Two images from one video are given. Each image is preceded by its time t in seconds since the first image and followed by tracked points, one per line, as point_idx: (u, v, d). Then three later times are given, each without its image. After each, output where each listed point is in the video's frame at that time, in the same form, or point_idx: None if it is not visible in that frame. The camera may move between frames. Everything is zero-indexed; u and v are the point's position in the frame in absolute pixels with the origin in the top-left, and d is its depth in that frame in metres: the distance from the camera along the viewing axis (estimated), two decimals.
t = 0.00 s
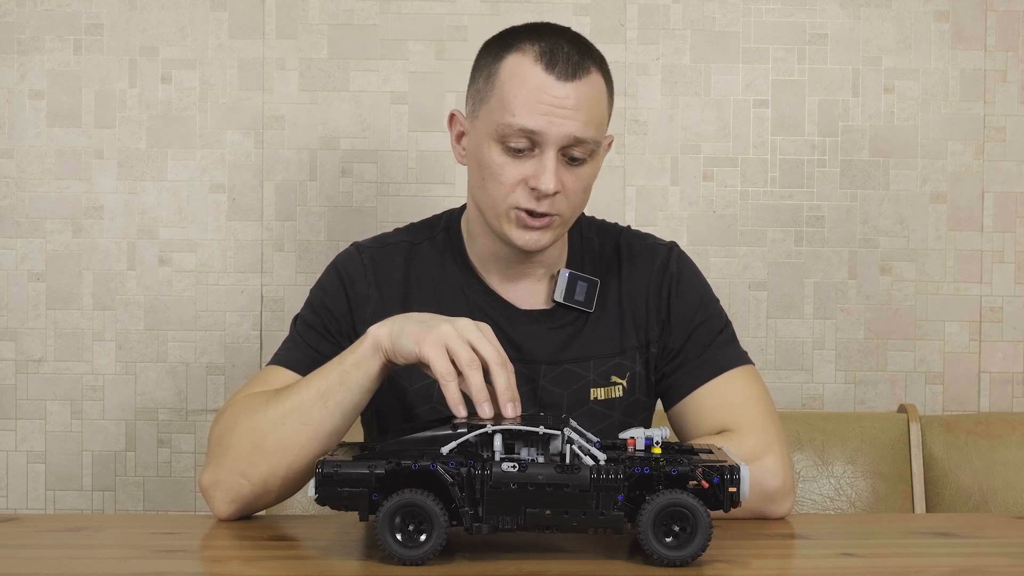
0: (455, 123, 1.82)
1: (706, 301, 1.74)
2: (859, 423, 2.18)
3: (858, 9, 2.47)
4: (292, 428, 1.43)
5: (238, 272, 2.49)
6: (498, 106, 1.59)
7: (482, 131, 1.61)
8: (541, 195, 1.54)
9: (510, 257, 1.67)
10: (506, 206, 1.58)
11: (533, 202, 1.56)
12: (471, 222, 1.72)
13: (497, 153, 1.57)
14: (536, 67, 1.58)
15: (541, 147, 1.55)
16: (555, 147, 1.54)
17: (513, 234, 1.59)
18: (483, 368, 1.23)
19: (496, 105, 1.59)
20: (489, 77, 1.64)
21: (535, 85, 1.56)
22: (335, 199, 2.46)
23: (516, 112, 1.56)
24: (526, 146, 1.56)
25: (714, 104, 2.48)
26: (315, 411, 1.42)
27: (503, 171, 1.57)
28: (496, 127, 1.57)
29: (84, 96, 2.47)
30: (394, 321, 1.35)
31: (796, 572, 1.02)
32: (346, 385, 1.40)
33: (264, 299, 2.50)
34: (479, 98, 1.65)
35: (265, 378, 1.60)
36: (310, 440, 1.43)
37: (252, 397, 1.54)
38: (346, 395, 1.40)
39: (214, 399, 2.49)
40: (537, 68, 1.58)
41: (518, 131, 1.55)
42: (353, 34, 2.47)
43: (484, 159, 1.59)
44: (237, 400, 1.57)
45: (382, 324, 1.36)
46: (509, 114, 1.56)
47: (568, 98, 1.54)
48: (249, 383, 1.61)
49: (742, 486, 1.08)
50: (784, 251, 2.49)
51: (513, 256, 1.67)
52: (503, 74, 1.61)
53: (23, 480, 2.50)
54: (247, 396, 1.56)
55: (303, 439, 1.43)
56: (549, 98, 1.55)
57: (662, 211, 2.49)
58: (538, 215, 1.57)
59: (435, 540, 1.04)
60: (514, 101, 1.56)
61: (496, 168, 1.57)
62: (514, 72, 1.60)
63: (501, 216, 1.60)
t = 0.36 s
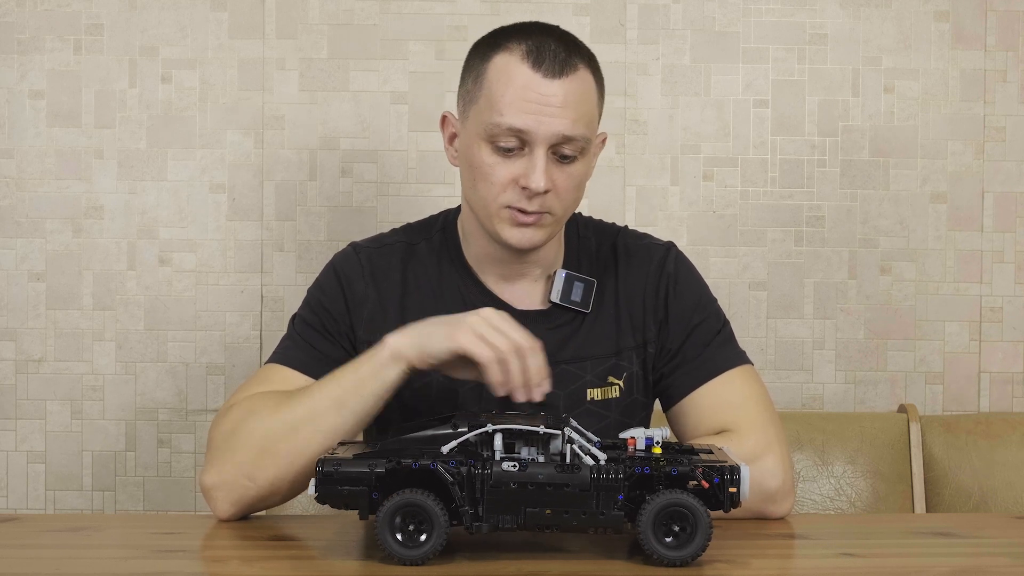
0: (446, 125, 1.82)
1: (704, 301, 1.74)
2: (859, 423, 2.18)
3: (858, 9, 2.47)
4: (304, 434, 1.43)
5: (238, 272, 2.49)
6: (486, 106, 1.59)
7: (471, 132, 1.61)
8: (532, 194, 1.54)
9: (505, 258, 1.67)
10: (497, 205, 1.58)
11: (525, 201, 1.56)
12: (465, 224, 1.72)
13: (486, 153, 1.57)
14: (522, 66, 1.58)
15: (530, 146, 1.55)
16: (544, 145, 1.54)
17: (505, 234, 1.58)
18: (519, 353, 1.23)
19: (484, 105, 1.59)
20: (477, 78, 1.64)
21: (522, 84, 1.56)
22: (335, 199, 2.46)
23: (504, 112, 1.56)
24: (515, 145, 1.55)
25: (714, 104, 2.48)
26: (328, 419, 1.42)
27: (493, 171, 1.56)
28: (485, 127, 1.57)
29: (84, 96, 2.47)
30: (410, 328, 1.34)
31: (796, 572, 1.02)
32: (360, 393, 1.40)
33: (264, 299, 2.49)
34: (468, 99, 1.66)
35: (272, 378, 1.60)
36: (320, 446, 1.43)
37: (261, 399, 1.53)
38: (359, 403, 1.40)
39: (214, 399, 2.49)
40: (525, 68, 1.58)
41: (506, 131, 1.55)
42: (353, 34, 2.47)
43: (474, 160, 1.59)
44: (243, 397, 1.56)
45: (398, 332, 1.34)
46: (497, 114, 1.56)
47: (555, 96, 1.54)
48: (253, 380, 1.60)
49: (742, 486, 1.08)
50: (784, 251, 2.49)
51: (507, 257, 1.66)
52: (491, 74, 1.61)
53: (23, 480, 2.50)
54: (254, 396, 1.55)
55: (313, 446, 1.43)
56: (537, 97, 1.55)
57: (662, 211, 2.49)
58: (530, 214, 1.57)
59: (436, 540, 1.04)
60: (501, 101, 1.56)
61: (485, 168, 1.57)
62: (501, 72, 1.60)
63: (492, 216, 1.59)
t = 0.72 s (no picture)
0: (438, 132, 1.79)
1: (704, 300, 1.72)
2: (859, 423, 2.18)
3: (858, 9, 2.47)
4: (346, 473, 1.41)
5: (237, 272, 2.49)
6: (466, 111, 1.57)
7: (455, 138, 1.59)
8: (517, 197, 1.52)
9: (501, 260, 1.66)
10: (485, 210, 1.56)
11: (511, 204, 1.54)
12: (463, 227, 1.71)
13: (469, 159, 1.55)
14: (498, 69, 1.56)
15: (511, 149, 1.52)
16: (525, 147, 1.51)
17: (496, 238, 1.57)
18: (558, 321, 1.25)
19: (463, 111, 1.57)
20: (457, 82, 1.62)
21: (498, 87, 1.53)
22: (335, 199, 2.46)
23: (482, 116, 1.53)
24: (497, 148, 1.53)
25: (714, 104, 2.48)
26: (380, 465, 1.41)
27: (477, 176, 1.54)
28: (466, 133, 1.55)
29: (84, 96, 2.47)
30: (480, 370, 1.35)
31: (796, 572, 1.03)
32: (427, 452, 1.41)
33: (264, 299, 2.49)
34: (451, 105, 1.63)
35: (276, 382, 1.55)
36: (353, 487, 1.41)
37: (267, 417, 1.50)
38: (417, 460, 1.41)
39: (214, 399, 2.49)
40: (500, 69, 1.55)
41: (486, 136, 1.52)
42: (353, 34, 2.47)
43: (458, 166, 1.57)
44: (246, 409, 1.52)
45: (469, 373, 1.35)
46: (476, 119, 1.53)
47: (533, 95, 1.51)
48: (255, 383, 1.55)
49: (742, 486, 1.08)
50: (784, 251, 2.49)
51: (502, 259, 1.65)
52: (468, 79, 1.58)
53: (23, 479, 2.50)
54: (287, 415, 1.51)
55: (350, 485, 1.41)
56: (514, 99, 1.52)
57: (662, 211, 2.49)
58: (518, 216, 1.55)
59: (436, 540, 1.04)
60: (478, 105, 1.54)
61: (470, 174, 1.55)
62: (477, 76, 1.57)
63: (482, 221, 1.57)
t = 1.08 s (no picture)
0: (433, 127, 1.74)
1: (705, 293, 1.70)
2: (859, 423, 2.18)
3: (857, 9, 2.47)
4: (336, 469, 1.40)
5: (237, 272, 2.49)
6: (448, 99, 1.53)
7: (440, 127, 1.56)
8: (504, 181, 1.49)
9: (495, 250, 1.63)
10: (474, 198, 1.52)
11: (499, 189, 1.50)
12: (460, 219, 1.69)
13: (454, 146, 1.51)
14: (478, 54, 1.52)
15: (496, 133, 1.49)
16: (509, 129, 1.48)
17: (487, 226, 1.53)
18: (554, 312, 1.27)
19: (446, 98, 1.53)
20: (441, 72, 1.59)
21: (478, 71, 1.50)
22: (334, 199, 2.46)
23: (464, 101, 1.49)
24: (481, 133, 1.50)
25: (714, 104, 2.48)
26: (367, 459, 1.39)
27: (463, 163, 1.50)
28: (449, 120, 1.51)
29: (84, 96, 2.47)
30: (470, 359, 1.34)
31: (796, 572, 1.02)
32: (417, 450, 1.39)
33: (264, 299, 2.50)
34: (437, 95, 1.60)
35: (272, 385, 1.54)
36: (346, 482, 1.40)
37: (263, 421, 1.49)
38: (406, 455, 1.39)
39: (214, 399, 2.50)
40: (480, 52, 1.52)
41: (469, 121, 1.49)
42: (353, 34, 2.47)
43: (444, 154, 1.53)
44: (242, 413, 1.51)
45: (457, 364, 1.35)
46: (457, 103, 1.50)
47: (515, 76, 1.49)
48: (251, 385, 1.55)
49: (742, 486, 1.08)
50: (784, 251, 2.49)
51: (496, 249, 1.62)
52: (450, 67, 1.55)
53: (23, 479, 2.50)
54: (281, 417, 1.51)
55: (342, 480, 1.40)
56: (496, 82, 1.49)
57: (662, 211, 2.49)
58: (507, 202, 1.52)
59: (436, 540, 1.04)
60: (459, 91, 1.50)
61: (455, 160, 1.51)
62: (458, 63, 1.54)
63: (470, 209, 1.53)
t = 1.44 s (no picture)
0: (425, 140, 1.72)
1: (706, 293, 1.70)
2: (859, 423, 2.18)
3: (857, 9, 2.47)
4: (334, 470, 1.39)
5: (237, 272, 2.49)
6: (440, 108, 1.54)
7: (434, 137, 1.56)
8: (499, 186, 1.49)
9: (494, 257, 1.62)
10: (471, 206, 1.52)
11: (495, 194, 1.50)
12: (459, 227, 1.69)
13: (448, 155, 1.52)
14: (466, 61, 1.53)
15: (488, 138, 1.49)
16: (501, 133, 1.49)
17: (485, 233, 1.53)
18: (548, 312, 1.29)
19: (438, 107, 1.54)
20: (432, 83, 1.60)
21: (467, 77, 1.50)
22: (334, 199, 2.46)
23: (454, 109, 1.50)
24: (474, 139, 1.50)
25: (714, 104, 2.48)
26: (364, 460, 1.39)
27: (458, 171, 1.51)
28: (441, 129, 1.52)
29: (84, 96, 2.47)
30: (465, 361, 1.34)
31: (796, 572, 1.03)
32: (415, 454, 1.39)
33: (264, 299, 2.49)
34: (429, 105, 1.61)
35: (272, 385, 1.54)
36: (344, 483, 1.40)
37: (262, 423, 1.49)
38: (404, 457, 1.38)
39: (214, 399, 2.50)
40: (468, 58, 1.52)
41: (461, 128, 1.49)
42: (353, 34, 2.47)
43: (439, 163, 1.54)
44: (242, 414, 1.51)
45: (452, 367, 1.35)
46: (448, 112, 1.51)
47: (504, 81, 1.50)
48: (250, 385, 1.54)
49: (742, 486, 1.08)
50: (784, 251, 2.49)
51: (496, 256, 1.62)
52: (439, 76, 1.56)
53: (23, 479, 2.50)
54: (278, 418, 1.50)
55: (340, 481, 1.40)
56: (485, 87, 1.49)
57: (662, 211, 2.49)
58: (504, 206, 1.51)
59: (436, 540, 1.04)
60: (449, 99, 1.51)
61: (450, 169, 1.51)
62: (446, 72, 1.54)
63: (468, 218, 1.53)
